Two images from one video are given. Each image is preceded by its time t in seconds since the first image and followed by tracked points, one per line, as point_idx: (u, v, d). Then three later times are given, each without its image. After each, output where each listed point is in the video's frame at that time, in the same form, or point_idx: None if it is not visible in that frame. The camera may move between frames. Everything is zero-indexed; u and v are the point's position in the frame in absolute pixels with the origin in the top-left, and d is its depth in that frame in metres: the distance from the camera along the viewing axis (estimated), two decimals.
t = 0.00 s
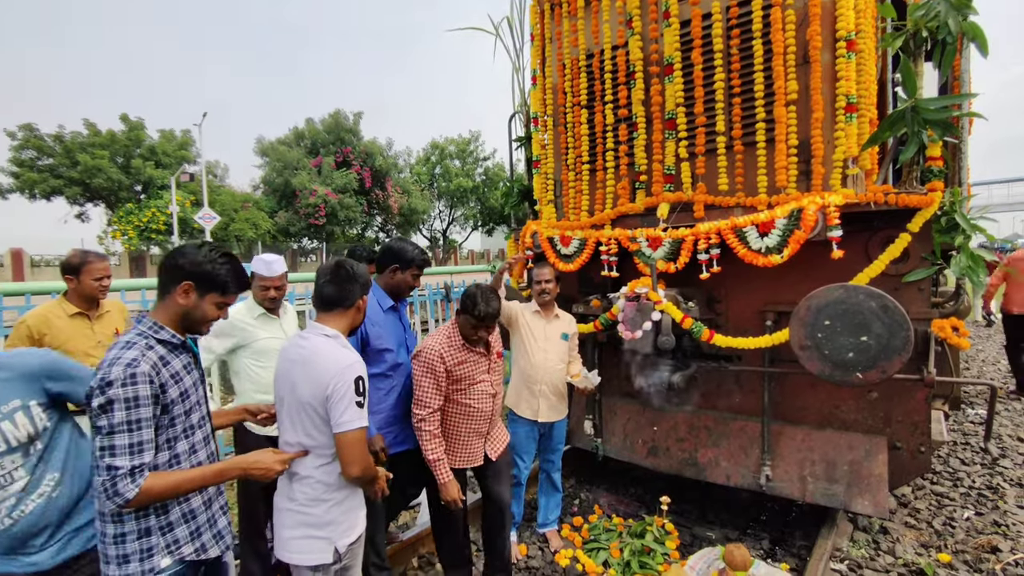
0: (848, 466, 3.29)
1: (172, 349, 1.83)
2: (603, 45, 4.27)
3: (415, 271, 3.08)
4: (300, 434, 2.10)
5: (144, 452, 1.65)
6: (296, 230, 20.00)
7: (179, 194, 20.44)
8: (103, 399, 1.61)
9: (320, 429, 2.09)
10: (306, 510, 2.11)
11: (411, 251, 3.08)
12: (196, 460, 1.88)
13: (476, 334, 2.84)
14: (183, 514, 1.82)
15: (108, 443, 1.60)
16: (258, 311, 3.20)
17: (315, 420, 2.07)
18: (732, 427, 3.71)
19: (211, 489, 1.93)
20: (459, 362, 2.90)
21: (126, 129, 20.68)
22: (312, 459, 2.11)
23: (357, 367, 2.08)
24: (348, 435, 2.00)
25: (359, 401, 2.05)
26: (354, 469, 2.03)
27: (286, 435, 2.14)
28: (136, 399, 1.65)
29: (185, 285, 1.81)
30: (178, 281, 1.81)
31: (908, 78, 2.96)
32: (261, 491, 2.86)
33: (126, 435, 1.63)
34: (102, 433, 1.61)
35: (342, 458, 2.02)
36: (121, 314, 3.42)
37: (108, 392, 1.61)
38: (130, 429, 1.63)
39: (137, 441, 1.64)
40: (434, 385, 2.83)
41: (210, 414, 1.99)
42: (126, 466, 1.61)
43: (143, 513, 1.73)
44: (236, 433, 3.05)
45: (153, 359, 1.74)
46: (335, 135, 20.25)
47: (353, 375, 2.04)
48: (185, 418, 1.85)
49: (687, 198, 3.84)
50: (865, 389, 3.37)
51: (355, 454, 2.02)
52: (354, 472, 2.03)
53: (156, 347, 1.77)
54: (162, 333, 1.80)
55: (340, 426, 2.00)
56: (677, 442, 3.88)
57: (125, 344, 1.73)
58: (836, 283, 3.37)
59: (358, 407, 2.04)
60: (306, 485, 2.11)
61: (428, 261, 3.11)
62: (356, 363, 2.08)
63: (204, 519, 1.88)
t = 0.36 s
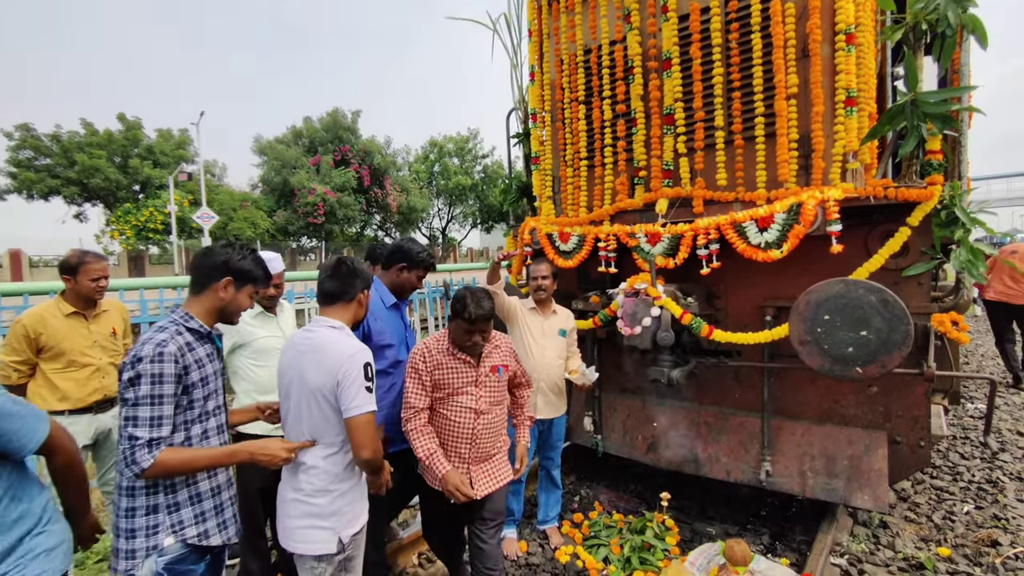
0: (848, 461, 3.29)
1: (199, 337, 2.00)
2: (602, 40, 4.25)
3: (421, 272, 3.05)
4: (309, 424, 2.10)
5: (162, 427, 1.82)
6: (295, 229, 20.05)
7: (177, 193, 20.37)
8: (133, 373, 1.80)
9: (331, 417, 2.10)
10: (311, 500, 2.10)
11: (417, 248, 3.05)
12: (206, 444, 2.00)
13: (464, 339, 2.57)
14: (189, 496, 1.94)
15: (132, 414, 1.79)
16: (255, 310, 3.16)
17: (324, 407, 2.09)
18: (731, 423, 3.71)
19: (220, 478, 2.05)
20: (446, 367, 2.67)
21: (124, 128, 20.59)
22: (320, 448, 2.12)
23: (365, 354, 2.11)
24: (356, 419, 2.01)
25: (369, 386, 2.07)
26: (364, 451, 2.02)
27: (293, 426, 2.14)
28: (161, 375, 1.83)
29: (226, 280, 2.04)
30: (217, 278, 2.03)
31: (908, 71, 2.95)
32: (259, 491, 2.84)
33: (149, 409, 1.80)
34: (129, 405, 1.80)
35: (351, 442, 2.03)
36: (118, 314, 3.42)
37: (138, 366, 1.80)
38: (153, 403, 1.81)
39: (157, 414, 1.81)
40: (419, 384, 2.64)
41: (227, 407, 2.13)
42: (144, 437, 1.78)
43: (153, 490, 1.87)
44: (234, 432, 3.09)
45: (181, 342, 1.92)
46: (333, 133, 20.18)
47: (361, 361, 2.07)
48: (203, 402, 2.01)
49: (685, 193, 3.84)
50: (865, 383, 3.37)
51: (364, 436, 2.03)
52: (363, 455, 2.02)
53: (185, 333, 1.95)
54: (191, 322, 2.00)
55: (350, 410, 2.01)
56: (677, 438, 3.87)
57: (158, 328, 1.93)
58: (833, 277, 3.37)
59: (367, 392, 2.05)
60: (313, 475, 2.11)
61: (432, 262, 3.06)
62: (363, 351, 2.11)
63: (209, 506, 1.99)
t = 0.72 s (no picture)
0: (841, 460, 3.29)
1: (208, 336, 2.04)
2: (595, 41, 4.25)
3: (420, 277, 3.00)
4: (311, 426, 2.08)
5: (167, 415, 1.85)
6: (291, 229, 20.11)
7: (171, 195, 20.27)
8: (143, 361, 1.86)
9: (333, 418, 2.09)
10: (311, 501, 2.09)
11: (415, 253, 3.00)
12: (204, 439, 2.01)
13: (485, 370, 2.02)
14: (178, 489, 1.96)
15: (140, 402, 1.83)
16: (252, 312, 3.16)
17: (327, 409, 2.08)
18: (726, 422, 3.71)
19: (211, 476, 2.06)
20: (454, 402, 2.14)
21: (117, 130, 20.47)
22: (322, 450, 2.11)
23: (368, 355, 2.12)
24: (359, 419, 2.02)
25: (373, 385, 2.08)
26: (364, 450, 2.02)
27: (294, 429, 2.11)
28: (169, 365, 1.87)
29: (235, 282, 2.09)
30: (227, 280, 2.09)
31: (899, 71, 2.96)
32: (253, 494, 2.84)
33: (155, 397, 1.84)
34: (137, 393, 1.84)
35: (352, 441, 2.04)
36: (108, 318, 3.40)
37: (148, 356, 1.86)
38: (160, 392, 1.85)
39: (163, 403, 1.85)
40: (418, 419, 2.14)
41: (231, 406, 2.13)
42: (150, 424, 1.82)
43: (144, 479, 1.92)
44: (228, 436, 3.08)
45: (190, 337, 1.97)
46: (328, 133, 20.11)
47: (365, 362, 2.08)
48: (206, 399, 2.02)
49: (678, 193, 3.84)
50: (859, 382, 3.38)
51: (365, 436, 2.03)
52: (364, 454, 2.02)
53: (194, 331, 2.00)
54: (201, 322, 2.03)
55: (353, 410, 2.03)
56: (672, 438, 3.87)
57: (169, 324, 1.98)
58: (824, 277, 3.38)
59: (370, 392, 2.06)
60: (313, 476, 2.10)
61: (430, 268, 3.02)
62: (366, 351, 2.12)
63: (195, 502, 1.99)
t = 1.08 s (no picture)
0: (844, 460, 3.29)
1: (212, 336, 2.04)
2: (597, 40, 4.25)
3: (434, 275, 3.05)
4: (317, 427, 2.09)
5: (178, 417, 1.86)
6: (291, 228, 19.98)
7: (172, 193, 20.27)
8: (151, 365, 1.85)
9: (339, 419, 2.09)
10: (317, 499, 2.08)
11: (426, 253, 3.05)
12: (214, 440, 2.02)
13: (545, 379, 1.72)
14: (194, 489, 1.97)
15: (150, 405, 1.83)
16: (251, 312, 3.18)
17: (333, 409, 2.08)
18: (729, 422, 3.71)
19: (224, 474, 2.06)
20: (492, 414, 1.82)
21: (117, 128, 20.44)
22: (329, 449, 2.11)
23: (376, 356, 2.12)
24: (364, 419, 2.03)
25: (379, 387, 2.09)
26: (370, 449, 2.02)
27: (300, 429, 2.10)
28: (178, 368, 1.87)
29: (240, 282, 2.11)
30: (231, 279, 2.09)
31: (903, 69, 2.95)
32: (260, 493, 2.84)
33: (166, 400, 1.85)
34: (147, 396, 1.84)
35: (356, 440, 2.04)
36: (109, 317, 3.40)
37: (156, 359, 1.86)
38: (169, 395, 1.85)
39: (173, 406, 1.85)
40: (443, 431, 1.82)
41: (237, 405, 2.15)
42: (161, 428, 1.82)
43: (160, 481, 1.92)
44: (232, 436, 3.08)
45: (196, 338, 1.97)
46: (328, 131, 20.09)
47: (372, 363, 2.08)
48: (214, 399, 2.03)
49: (681, 192, 3.84)
50: (861, 383, 3.40)
51: (369, 435, 2.03)
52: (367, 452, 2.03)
53: (199, 331, 1.99)
54: (204, 322, 2.03)
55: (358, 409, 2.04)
56: (674, 438, 3.85)
57: (174, 326, 1.97)
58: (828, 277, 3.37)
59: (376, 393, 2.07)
60: (320, 475, 2.10)
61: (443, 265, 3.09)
62: (374, 352, 2.12)
63: (211, 500, 2.00)
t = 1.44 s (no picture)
0: (895, 454, 3.17)
1: (256, 310, 2.04)
2: (644, 15, 4.10)
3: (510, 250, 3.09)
4: (367, 399, 2.09)
5: (238, 393, 1.88)
6: (323, 211, 20.20)
7: (211, 175, 20.75)
8: (208, 343, 1.85)
9: (389, 391, 2.10)
10: (367, 469, 2.10)
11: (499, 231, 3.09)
12: (266, 413, 2.05)
13: (765, 374, 1.18)
14: (254, 461, 2.00)
15: (210, 382, 1.84)
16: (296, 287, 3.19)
17: (383, 381, 2.09)
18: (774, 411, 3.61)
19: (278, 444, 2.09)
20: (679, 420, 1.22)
21: (159, 111, 20.96)
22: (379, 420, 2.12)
23: (424, 330, 2.13)
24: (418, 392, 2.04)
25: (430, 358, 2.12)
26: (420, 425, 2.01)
27: (349, 400, 2.11)
28: (234, 345, 1.89)
29: (286, 258, 2.14)
30: (277, 254, 2.11)
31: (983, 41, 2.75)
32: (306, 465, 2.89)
33: (225, 376, 1.86)
34: (205, 373, 1.85)
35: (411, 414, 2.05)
36: (162, 290, 3.49)
37: (212, 337, 1.85)
38: (228, 371, 1.87)
39: (232, 382, 1.87)
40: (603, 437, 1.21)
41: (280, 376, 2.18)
42: (224, 405, 1.84)
43: (222, 454, 1.94)
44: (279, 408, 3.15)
45: (245, 314, 1.97)
46: (360, 115, 20.19)
47: (422, 336, 2.09)
48: (262, 372, 2.05)
49: (729, 174, 3.71)
50: (916, 373, 3.22)
51: (423, 408, 2.03)
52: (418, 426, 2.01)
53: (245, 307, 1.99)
54: (248, 296, 2.03)
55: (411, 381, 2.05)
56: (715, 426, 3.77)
57: (221, 301, 1.95)
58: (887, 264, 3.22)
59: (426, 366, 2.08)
60: (369, 446, 2.11)
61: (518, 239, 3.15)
62: (423, 326, 2.13)
63: (270, 470, 2.04)
